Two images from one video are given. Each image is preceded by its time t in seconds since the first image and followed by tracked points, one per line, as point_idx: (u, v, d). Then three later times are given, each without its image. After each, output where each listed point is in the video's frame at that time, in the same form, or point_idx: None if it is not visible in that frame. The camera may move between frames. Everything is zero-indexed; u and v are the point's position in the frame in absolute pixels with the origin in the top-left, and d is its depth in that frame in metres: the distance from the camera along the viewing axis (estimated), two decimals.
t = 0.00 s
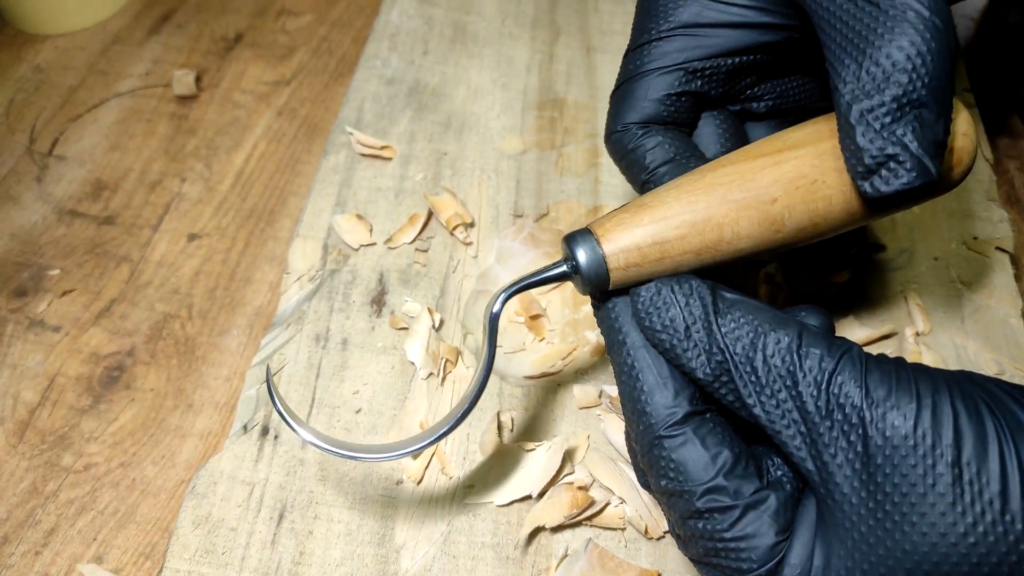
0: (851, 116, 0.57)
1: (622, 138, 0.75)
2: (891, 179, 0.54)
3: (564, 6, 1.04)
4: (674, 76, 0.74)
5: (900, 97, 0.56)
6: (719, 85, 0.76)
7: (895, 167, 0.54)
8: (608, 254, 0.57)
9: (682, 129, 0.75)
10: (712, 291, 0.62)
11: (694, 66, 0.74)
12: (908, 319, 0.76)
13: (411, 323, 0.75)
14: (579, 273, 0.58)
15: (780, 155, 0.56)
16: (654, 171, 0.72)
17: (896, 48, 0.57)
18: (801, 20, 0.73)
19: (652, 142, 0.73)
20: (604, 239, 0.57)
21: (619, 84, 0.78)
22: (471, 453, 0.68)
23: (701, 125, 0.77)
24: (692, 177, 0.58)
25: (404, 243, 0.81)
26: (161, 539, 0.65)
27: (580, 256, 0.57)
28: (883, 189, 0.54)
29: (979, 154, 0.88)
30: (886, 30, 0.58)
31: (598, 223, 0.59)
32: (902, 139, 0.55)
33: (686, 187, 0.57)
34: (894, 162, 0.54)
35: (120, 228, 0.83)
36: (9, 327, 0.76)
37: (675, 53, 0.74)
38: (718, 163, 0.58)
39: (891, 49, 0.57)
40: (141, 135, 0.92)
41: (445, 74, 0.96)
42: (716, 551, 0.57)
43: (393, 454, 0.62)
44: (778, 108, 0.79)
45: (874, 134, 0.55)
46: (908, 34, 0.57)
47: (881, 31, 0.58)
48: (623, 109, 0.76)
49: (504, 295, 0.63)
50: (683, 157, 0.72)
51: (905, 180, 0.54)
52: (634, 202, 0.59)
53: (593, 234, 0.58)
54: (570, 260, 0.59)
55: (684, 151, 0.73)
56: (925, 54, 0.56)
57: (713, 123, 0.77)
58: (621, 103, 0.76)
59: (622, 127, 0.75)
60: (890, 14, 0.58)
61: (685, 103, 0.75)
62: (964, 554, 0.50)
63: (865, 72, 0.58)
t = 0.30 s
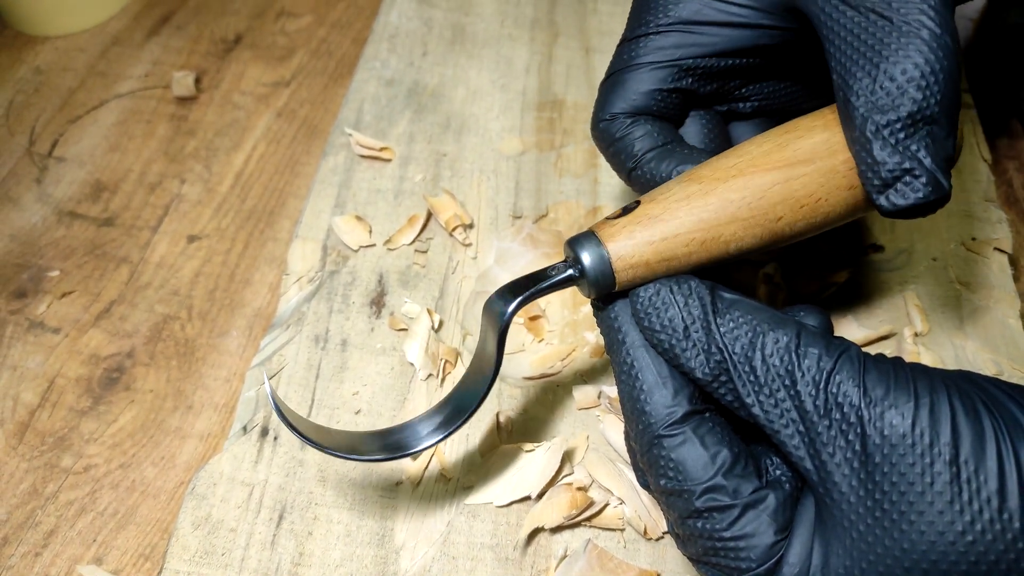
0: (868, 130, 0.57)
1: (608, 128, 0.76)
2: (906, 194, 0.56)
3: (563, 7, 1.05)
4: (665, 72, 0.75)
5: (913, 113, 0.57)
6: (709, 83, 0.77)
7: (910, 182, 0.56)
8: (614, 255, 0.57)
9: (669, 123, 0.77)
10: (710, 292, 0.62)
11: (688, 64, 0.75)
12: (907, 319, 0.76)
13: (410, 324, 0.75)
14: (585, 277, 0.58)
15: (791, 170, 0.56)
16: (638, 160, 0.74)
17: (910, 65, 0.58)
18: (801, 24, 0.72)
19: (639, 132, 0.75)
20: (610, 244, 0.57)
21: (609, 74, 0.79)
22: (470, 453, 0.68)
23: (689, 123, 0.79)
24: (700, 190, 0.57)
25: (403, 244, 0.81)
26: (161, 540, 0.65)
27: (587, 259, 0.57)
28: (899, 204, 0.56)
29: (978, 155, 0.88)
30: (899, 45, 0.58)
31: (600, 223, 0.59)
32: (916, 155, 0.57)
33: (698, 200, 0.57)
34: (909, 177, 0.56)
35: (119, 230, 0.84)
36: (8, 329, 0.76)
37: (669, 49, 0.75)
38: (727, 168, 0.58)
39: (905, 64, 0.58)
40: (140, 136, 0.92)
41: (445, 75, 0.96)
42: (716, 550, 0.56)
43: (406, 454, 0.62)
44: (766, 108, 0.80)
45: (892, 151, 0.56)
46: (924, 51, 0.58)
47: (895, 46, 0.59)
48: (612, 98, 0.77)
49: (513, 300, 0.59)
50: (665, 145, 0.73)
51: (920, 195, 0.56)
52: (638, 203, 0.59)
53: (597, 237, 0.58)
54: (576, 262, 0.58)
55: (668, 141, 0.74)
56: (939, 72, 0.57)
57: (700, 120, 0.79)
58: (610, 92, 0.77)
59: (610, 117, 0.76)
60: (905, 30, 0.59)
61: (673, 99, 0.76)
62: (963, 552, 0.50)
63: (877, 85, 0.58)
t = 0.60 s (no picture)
0: (881, 144, 0.57)
1: (602, 118, 0.76)
2: (913, 210, 0.57)
3: (562, 9, 1.05)
4: (664, 67, 0.75)
5: (923, 129, 0.58)
6: (705, 80, 0.78)
7: (917, 198, 0.57)
8: (621, 259, 0.57)
9: (663, 116, 0.77)
10: (709, 292, 0.62)
11: (686, 61, 0.75)
12: (906, 319, 0.76)
13: (410, 325, 0.75)
14: (593, 276, 0.58)
15: (800, 182, 0.56)
16: (634, 151, 0.74)
17: (921, 81, 0.58)
18: (802, 27, 0.73)
19: (634, 125, 0.75)
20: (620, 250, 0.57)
21: (605, 65, 0.79)
22: (470, 454, 0.68)
23: (681, 118, 0.80)
24: (713, 200, 0.57)
25: (402, 245, 0.81)
26: (160, 540, 0.65)
27: (595, 257, 0.57)
28: (905, 219, 0.58)
29: (976, 156, 0.88)
30: (912, 61, 0.59)
31: (604, 223, 0.59)
32: (923, 169, 0.58)
33: (711, 212, 0.57)
34: (916, 192, 0.57)
35: (119, 231, 0.84)
36: (8, 330, 0.76)
37: (668, 44, 0.75)
38: (739, 173, 0.57)
39: (917, 80, 0.58)
40: (140, 138, 0.92)
41: (444, 76, 0.96)
42: (715, 549, 0.56)
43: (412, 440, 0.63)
44: (755, 106, 0.82)
45: (902, 166, 0.57)
46: (936, 68, 0.58)
47: (907, 62, 0.59)
48: (606, 89, 0.77)
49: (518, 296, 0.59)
50: (659, 136, 0.74)
51: (926, 213, 0.57)
52: (647, 203, 0.58)
53: (604, 236, 0.58)
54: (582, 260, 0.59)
55: (663, 132, 0.75)
56: (949, 89, 0.58)
57: (690, 114, 0.80)
58: (604, 82, 0.77)
59: (606, 107, 0.76)
60: (918, 46, 0.59)
61: (669, 94, 0.77)
62: (961, 552, 0.50)
63: (888, 99, 0.59)
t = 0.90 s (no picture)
0: (885, 158, 0.57)
1: (598, 110, 0.77)
2: (908, 226, 0.60)
3: (561, 9, 1.05)
4: (662, 62, 0.75)
5: (925, 145, 0.58)
6: (702, 77, 0.78)
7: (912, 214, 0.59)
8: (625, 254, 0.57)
9: (658, 110, 0.78)
10: (707, 293, 0.62)
11: (685, 58, 0.75)
12: (905, 319, 0.76)
13: (408, 325, 0.75)
14: (597, 275, 0.58)
15: (802, 191, 0.56)
16: (629, 145, 0.74)
17: (925, 96, 0.59)
18: (803, 27, 0.73)
19: (629, 119, 0.75)
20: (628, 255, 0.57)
21: (603, 57, 0.79)
22: (469, 455, 0.68)
23: (675, 113, 0.80)
24: (720, 206, 0.57)
25: (401, 245, 0.81)
26: (159, 541, 0.65)
27: (598, 256, 0.57)
28: (900, 234, 0.60)
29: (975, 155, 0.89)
30: (916, 76, 0.60)
31: (610, 222, 0.59)
32: (920, 185, 0.59)
33: (718, 219, 0.57)
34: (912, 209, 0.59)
35: (118, 232, 0.84)
36: (8, 331, 0.76)
37: (667, 39, 0.75)
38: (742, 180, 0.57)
39: (921, 96, 0.59)
40: (139, 139, 0.92)
41: (442, 76, 0.96)
42: (714, 550, 0.56)
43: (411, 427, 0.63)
44: (746, 103, 0.82)
45: (901, 184, 0.58)
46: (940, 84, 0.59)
47: (912, 76, 0.60)
48: (601, 80, 0.77)
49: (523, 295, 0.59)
50: (654, 128, 0.74)
51: (920, 229, 0.59)
52: (654, 205, 0.58)
53: (607, 235, 0.58)
54: (584, 259, 0.58)
55: (657, 125, 0.75)
56: (951, 107, 0.59)
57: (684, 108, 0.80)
58: (600, 74, 0.78)
59: (601, 99, 0.77)
60: (924, 61, 0.60)
61: (665, 89, 0.77)
62: (961, 552, 0.50)
63: (892, 111, 0.59)
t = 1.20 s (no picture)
0: (883, 175, 0.58)
1: (595, 104, 0.77)
2: (899, 241, 0.62)
3: (562, 9, 1.05)
4: (661, 59, 0.76)
5: (922, 164, 0.60)
6: (700, 75, 0.78)
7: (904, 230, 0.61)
8: (633, 253, 0.58)
9: (656, 103, 0.78)
10: (708, 293, 0.62)
11: (686, 56, 0.75)
12: (906, 319, 0.76)
13: (409, 325, 0.75)
14: (606, 275, 0.58)
15: (807, 201, 0.58)
16: (626, 139, 0.75)
17: (925, 115, 0.60)
18: (806, 32, 0.72)
19: (627, 113, 0.76)
20: (639, 263, 0.58)
21: (603, 49, 0.79)
22: (471, 455, 0.68)
23: (671, 109, 0.80)
24: (729, 214, 0.57)
25: (401, 245, 0.81)
26: (160, 541, 0.65)
27: (606, 255, 0.57)
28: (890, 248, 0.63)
29: (975, 155, 0.88)
30: (919, 92, 0.60)
31: (620, 222, 0.59)
32: (914, 202, 0.61)
33: (726, 229, 0.58)
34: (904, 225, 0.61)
35: (119, 231, 0.84)
36: (8, 331, 0.76)
37: (669, 36, 0.75)
38: (749, 190, 0.57)
39: (923, 114, 0.60)
40: (140, 139, 0.92)
41: (443, 76, 0.96)
42: (715, 550, 0.56)
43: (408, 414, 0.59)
44: (745, 99, 0.82)
45: (896, 202, 0.59)
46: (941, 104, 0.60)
47: (914, 93, 0.60)
48: (598, 73, 0.78)
49: (533, 291, 0.59)
50: (652, 121, 0.75)
51: (910, 244, 0.62)
52: (665, 208, 0.58)
53: (612, 233, 0.58)
54: (592, 257, 0.58)
55: (653, 120, 0.76)
56: (949, 127, 0.60)
57: (678, 104, 0.80)
58: (597, 67, 0.78)
59: (599, 92, 0.77)
60: (927, 79, 0.60)
61: (663, 85, 0.77)
62: (963, 553, 0.50)
63: (895, 125, 0.59)
